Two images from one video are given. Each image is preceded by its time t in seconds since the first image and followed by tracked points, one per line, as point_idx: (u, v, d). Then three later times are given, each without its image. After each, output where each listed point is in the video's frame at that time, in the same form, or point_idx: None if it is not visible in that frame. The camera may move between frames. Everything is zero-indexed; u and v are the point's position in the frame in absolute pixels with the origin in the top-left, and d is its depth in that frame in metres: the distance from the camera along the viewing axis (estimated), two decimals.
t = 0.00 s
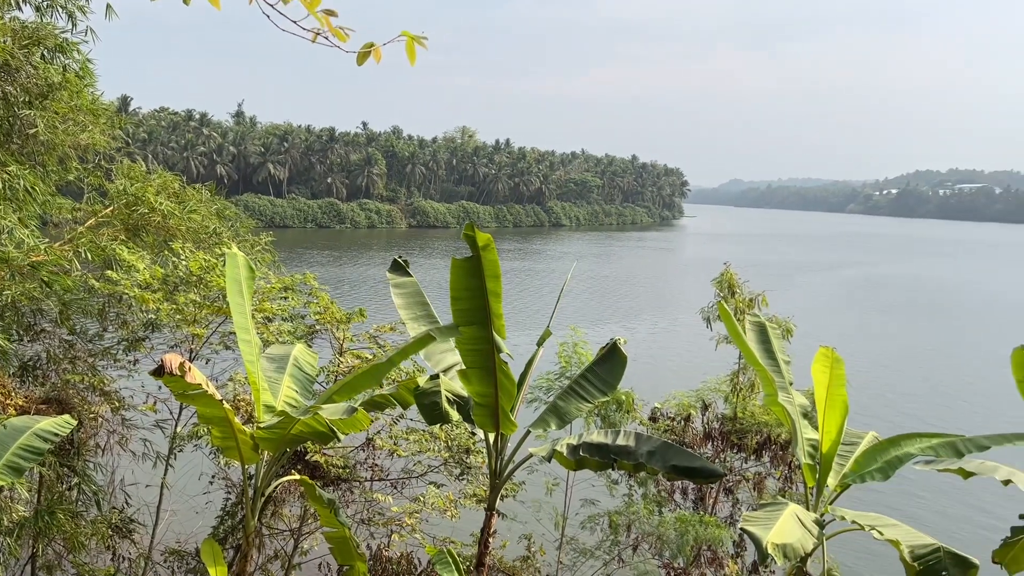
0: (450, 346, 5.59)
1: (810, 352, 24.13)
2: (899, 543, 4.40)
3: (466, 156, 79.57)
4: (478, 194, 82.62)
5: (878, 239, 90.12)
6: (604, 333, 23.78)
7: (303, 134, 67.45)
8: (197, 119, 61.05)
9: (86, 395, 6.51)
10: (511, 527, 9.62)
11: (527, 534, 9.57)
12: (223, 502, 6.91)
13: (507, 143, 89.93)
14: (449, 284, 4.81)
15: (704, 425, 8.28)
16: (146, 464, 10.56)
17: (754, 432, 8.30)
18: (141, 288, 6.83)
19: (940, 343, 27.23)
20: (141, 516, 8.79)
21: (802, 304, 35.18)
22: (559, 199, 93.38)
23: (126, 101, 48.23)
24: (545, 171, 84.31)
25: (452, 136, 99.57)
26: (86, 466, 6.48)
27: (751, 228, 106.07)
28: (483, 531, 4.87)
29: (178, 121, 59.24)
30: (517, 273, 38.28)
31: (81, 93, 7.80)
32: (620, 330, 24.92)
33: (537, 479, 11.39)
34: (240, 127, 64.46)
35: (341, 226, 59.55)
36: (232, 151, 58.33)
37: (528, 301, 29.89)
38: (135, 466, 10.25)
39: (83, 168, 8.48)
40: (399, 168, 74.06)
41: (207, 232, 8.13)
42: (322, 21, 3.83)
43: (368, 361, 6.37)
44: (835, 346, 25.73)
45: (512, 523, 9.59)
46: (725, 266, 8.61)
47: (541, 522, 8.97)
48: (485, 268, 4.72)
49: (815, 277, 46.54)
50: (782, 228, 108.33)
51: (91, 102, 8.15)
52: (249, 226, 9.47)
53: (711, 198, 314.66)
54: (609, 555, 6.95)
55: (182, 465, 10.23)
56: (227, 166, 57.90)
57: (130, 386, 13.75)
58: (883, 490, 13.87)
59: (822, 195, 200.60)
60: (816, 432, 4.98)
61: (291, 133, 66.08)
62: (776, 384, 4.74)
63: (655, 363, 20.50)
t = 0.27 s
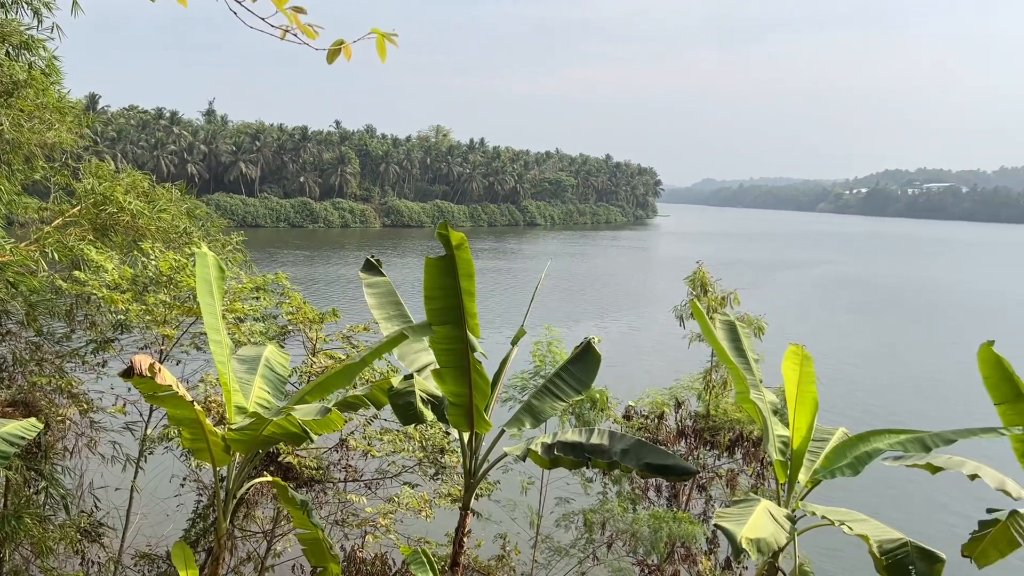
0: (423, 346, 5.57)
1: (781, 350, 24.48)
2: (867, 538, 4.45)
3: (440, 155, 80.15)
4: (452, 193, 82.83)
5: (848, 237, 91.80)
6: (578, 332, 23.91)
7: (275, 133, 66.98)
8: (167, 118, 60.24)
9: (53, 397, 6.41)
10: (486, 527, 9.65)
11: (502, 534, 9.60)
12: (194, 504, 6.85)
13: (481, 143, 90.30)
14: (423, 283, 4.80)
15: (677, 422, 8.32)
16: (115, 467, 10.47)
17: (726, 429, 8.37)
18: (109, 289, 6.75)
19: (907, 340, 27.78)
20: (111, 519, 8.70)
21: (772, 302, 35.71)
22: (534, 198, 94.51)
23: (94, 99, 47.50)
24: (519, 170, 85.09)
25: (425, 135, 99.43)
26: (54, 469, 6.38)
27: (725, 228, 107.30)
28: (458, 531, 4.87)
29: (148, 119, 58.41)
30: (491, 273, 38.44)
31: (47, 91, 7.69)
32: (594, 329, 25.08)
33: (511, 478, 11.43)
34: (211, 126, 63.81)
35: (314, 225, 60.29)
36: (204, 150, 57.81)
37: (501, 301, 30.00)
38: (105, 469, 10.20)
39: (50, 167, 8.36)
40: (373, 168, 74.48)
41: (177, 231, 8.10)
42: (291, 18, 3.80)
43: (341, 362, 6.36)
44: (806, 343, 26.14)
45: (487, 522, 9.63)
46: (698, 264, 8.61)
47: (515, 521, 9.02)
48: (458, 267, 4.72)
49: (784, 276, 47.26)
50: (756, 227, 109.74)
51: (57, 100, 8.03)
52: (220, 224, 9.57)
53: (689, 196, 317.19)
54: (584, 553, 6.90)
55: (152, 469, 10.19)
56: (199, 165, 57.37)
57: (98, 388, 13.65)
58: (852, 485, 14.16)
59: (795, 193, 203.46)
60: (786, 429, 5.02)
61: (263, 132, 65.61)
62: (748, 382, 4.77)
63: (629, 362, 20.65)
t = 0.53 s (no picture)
0: (397, 346, 5.54)
1: (753, 347, 24.77)
2: (838, 532, 4.45)
3: (414, 154, 80.15)
4: (426, 192, 82.90)
5: (819, 235, 93.28)
6: (552, 331, 23.99)
7: (247, 132, 66.40)
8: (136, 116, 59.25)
9: (20, 400, 6.31)
10: (461, 526, 9.68)
11: (476, 533, 9.65)
12: (165, 508, 6.77)
13: (455, 142, 90.50)
14: (396, 283, 4.78)
15: (650, 420, 8.35)
16: (82, 470, 10.37)
17: (699, 426, 8.39)
18: (76, 290, 6.66)
19: (875, 337, 28.27)
20: (80, 523, 8.61)
21: (743, 301, 36.16)
22: (509, 198, 95.31)
23: (61, 97, 46.67)
24: (494, 170, 85.74)
25: (399, 134, 99.18)
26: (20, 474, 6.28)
27: (699, 227, 108.33)
28: (432, 531, 4.86)
29: (116, 117, 57.46)
30: (465, 273, 38.52)
31: (12, 87, 7.55)
32: (568, 328, 25.18)
33: (485, 478, 11.48)
34: (181, 125, 63.02)
35: (285, 224, 60.16)
36: (174, 149, 57.17)
37: (474, 301, 30.03)
38: (72, 473, 10.10)
39: (16, 165, 8.22)
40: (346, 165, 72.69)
41: (146, 231, 8.05)
42: (257, 16, 3.78)
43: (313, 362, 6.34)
44: (776, 340, 26.48)
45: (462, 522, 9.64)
46: (671, 262, 8.61)
47: (490, 520, 9.07)
48: (432, 266, 4.72)
49: (755, 274, 47.86)
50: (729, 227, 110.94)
51: (22, 98, 7.90)
52: (190, 225, 9.45)
53: (668, 195, 320.46)
54: (558, 551, 6.83)
55: (122, 472, 10.12)
56: (169, 164, 56.70)
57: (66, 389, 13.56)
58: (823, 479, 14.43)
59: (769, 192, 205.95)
60: (757, 426, 5.06)
61: (234, 130, 64.99)
62: (719, 379, 4.81)
63: (603, 361, 20.76)
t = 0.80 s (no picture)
0: (370, 346, 5.52)
1: (724, 345, 25.03)
2: (812, 526, 4.44)
3: (387, 153, 79.99)
4: (400, 191, 82.78)
5: (790, 234, 94.61)
6: (526, 331, 24.09)
7: (217, 130, 65.73)
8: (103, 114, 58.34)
9: None
10: (435, 528, 9.73)
11: (450, 534, 9.70)
12: (134, 511, 6.68)
13: (429, 141, 90.47)
14: (368, 283, 4.76)
15: (624, 418, 8.36)
16: (47, 473, 10.23)
17: (672, 425, 8.46)
18: (42, 291, 6.55)
19: (843, 334, 28.77)
20: (47, 529, 8.49)
21: (714, 299, 36.56)
22: (483, 196, 95.64)
23: (26, 96, 45.84)
24: (467, 169, 86.12)
25: (372, 133, 98.70)
26: None
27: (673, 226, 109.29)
28: (406, 532, 4.84)
29: (83, 116, 56.50)
30: (438, 272, 38.51)
31: None
32: (541, 327, 25.25)
33: (459, 478, 11.53)
34: (149, 123, 62.19)
35: (257, 224, 59.96)
36: (143, 148, 56.51)
37: (447, 301, 30.03)
38: (38, 477, 10.00)
39: None
40: (318, 165, 73.38)
41: (114, 231, 8.01)
42: (221, 14, 3.74)
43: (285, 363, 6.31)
44: (748, 338, 26.79)
45: (436, 523, 9.68)
46: (644, 261, 8.58)
47: (466, 520, 9.13)
48: (404, 266, 4.71)
49: (726, 272, 48.38)
50: (704, 225, 112.05)
51: None
52: (158, 224, 9.44)
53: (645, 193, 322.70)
54: (532, 550, 6.78)
55: (90, 476, 10.03)
56: (137, 163, 56.00)
57: (30, 393, 13.35)
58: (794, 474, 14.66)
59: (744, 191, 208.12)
60: (728, 423, 5.09)
61: (204, 129, 64.30)
62: (692, 376, 4.84)
63: (576, 360, 20.85)
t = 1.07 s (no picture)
0: (341, 346, 5.49)
1: (696, 343, 25.27)
2: (783, 523, 4.44)
3: (359, 152, 79.77)
4: (372, 190, 82.63)
5: (761, 232, 95.84)
6: (498, 330, 24.18)
7: (186, 129, 65.04)
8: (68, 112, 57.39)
9: None
10: (408, 528, 9.69)
11: (424, 533, 9.68)
12: (101, 515, 6.60)
13: (401, 140, 90.41)
14: (339, 283, 4.73)
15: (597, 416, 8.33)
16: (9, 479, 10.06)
17: (645, 422, 8.48)
18: (5, 292, 6.43)
19: (811, 330, 29.26)
20: (12, 534, 8.36)
21: (684, 297, 36.95)
22: (456, 195, 95.88)
23: None
24: (439, 168, 86.45)
25: (343, 132, 98.12)
26: None
27: (647, 224, 110.19)
28: (380, 533, 4.82)
29: (47, 114, 55.52)
30: (410, 271, 38.49)
31: None
32: (514, 327, 25.29)
33: (433, 478, 11.51)
34: (116, 122, 61.33)
35: (227, 224, 59.76)
36: (110, 147, 55.84)
37: (419, 301, 29.98)
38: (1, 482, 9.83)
39: None
40: (289, 164, 72.62)
41: (79, 231, 7.93)
42: (185, 10, 3.68)
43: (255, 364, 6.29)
44: (718, 335, 27.09)
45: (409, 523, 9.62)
46: (615, 260, 8.50)
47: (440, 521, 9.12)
48: (376, 266, 4.68)
49: (698, 271, 48.87)
50: (677, 224, 113.04)
51: None
52: (125, 224, 9.40)
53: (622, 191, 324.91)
54: (506, 549, 6.73)
55: (55, 479, 9.92)
56: (104, 163, 55.32)
57: None
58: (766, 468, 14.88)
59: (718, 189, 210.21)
60: (700, 420, 5.11)
61: (172, 127, 63.57)
62: (664, 375, 4.86)
63: (549, 360, 20.92)
